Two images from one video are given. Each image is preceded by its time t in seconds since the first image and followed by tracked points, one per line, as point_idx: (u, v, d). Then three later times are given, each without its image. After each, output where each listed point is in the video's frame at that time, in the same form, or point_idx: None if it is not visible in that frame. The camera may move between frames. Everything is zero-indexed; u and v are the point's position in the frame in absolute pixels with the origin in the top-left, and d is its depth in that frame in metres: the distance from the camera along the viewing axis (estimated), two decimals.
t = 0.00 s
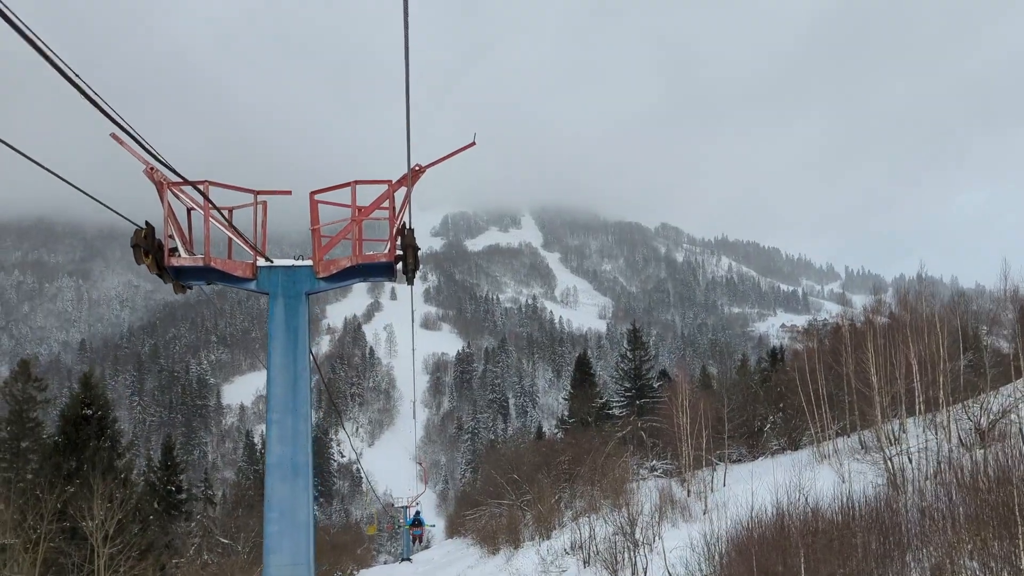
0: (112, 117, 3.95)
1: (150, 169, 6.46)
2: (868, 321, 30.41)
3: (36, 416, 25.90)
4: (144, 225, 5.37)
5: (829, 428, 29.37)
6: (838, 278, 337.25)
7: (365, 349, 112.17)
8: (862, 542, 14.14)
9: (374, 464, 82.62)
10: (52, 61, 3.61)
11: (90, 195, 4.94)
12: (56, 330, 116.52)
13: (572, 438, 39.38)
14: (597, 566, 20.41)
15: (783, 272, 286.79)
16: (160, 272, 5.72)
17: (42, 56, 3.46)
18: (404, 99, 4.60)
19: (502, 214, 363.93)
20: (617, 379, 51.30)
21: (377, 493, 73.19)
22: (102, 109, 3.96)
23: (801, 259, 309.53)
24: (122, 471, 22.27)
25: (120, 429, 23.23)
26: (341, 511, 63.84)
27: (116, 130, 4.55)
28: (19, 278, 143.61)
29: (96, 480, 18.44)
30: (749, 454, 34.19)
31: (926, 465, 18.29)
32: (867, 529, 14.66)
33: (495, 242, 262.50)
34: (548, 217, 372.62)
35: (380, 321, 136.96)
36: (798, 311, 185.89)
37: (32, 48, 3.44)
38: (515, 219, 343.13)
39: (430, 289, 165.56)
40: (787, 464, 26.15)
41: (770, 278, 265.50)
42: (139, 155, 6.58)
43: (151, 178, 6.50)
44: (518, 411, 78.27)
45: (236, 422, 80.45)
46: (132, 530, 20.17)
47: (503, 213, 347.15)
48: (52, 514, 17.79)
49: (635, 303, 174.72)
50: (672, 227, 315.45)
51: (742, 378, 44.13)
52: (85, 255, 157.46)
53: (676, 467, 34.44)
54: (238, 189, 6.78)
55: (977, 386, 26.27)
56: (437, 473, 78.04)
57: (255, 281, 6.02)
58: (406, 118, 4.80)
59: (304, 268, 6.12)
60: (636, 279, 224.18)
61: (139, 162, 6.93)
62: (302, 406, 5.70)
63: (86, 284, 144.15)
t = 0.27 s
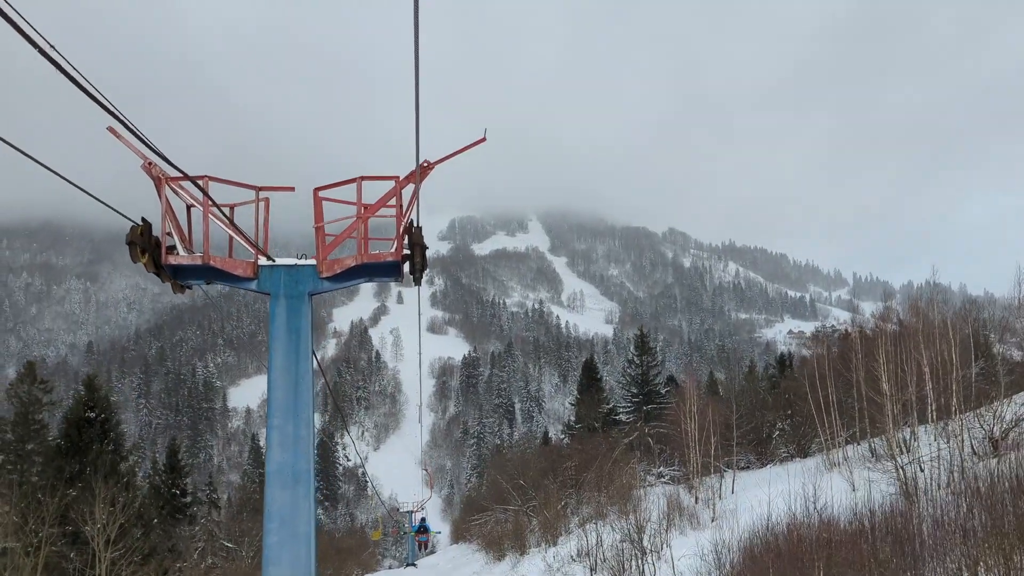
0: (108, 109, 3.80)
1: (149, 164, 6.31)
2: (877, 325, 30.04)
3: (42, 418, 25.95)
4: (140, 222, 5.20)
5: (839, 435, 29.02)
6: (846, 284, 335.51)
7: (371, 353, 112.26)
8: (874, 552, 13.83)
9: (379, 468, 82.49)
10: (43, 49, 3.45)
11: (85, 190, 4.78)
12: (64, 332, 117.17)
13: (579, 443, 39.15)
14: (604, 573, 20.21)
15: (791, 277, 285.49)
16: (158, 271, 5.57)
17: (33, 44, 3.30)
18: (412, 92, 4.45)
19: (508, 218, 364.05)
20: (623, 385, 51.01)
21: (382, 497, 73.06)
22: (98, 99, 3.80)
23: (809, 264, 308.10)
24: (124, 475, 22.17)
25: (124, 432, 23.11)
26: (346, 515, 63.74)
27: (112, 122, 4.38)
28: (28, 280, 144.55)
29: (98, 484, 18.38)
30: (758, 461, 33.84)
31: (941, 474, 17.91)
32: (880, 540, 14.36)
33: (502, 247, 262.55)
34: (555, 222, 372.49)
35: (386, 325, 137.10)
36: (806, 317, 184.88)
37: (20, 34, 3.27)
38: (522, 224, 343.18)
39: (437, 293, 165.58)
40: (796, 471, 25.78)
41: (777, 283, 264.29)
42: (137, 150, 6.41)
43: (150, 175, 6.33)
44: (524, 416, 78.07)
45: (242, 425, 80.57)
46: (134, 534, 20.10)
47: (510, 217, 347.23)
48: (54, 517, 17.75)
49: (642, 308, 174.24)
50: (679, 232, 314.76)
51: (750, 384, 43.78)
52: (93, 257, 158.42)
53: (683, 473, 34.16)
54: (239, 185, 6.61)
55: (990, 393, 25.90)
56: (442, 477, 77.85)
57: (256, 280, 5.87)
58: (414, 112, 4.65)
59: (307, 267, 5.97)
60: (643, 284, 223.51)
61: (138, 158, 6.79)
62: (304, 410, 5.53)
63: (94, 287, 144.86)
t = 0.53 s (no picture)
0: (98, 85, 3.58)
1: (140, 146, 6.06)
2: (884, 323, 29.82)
3: (42, 411, 25.84)
4: (130, 207, 4.97)
5: (841, 436, 28.86)
6: (848, 284, 334.87)
7: (372, 349, 112.20)
8: (877, 554, 13.66)
9: (380, 465, 82.43)
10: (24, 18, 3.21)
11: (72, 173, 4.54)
12: (65, 326, 117.18)
13: (580, 442, 38.98)
14: (604, 572, 20.07)
15: (793, 277, 284.97)
16: (148, 258, 5.35)
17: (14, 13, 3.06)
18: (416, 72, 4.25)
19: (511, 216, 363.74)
20: (625, 383, 50.85)
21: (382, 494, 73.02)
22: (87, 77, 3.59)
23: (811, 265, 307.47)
24: (121, 469, 22.01)
25: (121, 426, 22.91)
26: (346, 512, 63.73)
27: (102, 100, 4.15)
28: (30, 273, 144.58)
29: (94, 478, 18.27)
30: (759, 461, 33.67)
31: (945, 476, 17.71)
32: (883, 542, 14.19)
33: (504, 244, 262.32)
34: (557, 220, 372.11)
35: (388, 321, 137.01)
36: (807, 318, 184.51)
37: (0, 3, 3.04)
38: (524, 222, 342.76)
39: (438, 290, 165.43)
40: (799, 472, 25.61)
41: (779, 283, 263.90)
42: (127, 131, 6.18)
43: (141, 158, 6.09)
44: (525, 414, 77.96)
45: (243, 420, 80.57)
46: (131, 530, 19.99)
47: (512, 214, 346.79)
48: (50, 511, 17.65)
49: (643, 307, 174.03)
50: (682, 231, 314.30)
51: (752, 383, 43.61)
52: (95, 251, 158.47)
53: (685, 472, 33.98)
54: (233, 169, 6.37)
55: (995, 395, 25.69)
56: (442, 474, 77.79)
57: (252, 269, 5.67)
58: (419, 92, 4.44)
59: (305, 256, 5.77)
60: (645, 283, 223.28)
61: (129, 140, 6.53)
62: (301, 406, 5.38)
63: (96, 280, 144.90)
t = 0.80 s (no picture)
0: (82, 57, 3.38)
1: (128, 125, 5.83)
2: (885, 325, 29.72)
3: (40, 404, 25.71)
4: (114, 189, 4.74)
5: (842, 436, 28.74)
6: (848, 284, 334.57)
7: (371, 345, 112.06)
8: (882, 557, 13.51)
9: (378, 461, 82.33)
10: None
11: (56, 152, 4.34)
12: (64, 319, 116.98)
13: (579, 440, 38.83)
14: (603, 570, 20.00)
15: (793, 277, 284.69)
16: (135, 242, 5.14)
17: None
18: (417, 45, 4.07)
19: (511, 213, 363.31)
20: (624, 381, 50.68)
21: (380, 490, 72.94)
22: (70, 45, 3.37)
23: (811, 265, 307.43)
24: (116, 464, 21.83)
25: (117, 420, 22.72)
26: (344, 508, 63.64)
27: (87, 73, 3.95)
28: (30, 267, 144.31)
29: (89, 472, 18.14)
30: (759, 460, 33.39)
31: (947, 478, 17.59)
32: (887, 545, 14.08)
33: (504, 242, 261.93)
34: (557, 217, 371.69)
35: (387, 317, 136.87)
36: (806, 317, 184.32)
37: None
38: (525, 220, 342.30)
39: (437, 287, 165.23)
40: (800, 472, 25.48)
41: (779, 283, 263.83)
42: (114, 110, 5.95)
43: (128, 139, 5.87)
44: (523, 411, 77.89)
45: (241, 415, 80.45)
46: (125, 525, 19.84)
47: (512, 211, 346.35)
48: (43, 506, 17.53)
49: (643, 305, 173.90)
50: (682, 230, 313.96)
51: (752, 383, 43.43)
52: (95, 245, 158.22)
53: (684, 471, 33.87)
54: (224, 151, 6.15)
55: (998, 395, 25.53)
56: (440, 471, 77.68)
57: (243, 256, 5.48)
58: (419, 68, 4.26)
59: (300, 242, 5.58)
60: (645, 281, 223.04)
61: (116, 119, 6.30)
62: (294, 399, 5.22)
63: (96, 274, 144.74)
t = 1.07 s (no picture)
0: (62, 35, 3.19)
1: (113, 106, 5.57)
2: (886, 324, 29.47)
3: (38, 400, 25.59)
4: (98, 173, 4.54)
5: (844, 438, 28.62)
6: (848, 286, 334.20)
7: (370, 344, 111.99)
8: (888, 565, 13.38)
9: (377, 459, 82.23)
10: None
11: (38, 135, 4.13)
12: (65, 316, 116.90)
13: (578, 440, 38.63)
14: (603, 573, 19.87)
15: (793, 278, 284.50)
16: (120, 232, 4.92)
17: None
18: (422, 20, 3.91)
19: (512, 213, 362.96)
20: (624, 382, 50.58)
21: (379, 488, 72.86)
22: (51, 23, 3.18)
23: (811, 266, 307.30)
24: (112, 461, 21.65)
25: (113, 417, 22.57)
26: (342, 506, 63.51)
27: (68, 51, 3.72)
28: (30, 263, 144.17)
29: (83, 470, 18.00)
30: (761, 462, 33.05)
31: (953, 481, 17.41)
32: (894, 549, 13.94)
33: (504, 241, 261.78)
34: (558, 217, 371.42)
35: (387, 316, 136.72)
36: (807, 319, 184.28)
37: None
38: (525, 220, 342.11)
39: (438, 286, 165.08)
40: (802, 474, 25.31)
41: (779, 284, 263.73)
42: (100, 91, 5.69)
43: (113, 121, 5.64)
44: (523, 411, 77.87)
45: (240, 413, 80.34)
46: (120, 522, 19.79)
47: (513, 211, 346.16)
48: (37, 503, 17.38)
49: (643, 305, 173.75)
50: (682, 231, 313.87)
51: (753, 384, 43.36)
52: (96, 241, 158.05)
53: (685, 472, 33.80)
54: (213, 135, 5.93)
55: (1001, 399, 25.42)
56: (439, 469, 77.66)
57: (234, 245, 5.29)
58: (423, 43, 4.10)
59: (294, 232, 5.38)
60: (645, 281, 222.91)
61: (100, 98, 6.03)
62: (286, 398, 5.03)
63: (96, 271, 144.60)
